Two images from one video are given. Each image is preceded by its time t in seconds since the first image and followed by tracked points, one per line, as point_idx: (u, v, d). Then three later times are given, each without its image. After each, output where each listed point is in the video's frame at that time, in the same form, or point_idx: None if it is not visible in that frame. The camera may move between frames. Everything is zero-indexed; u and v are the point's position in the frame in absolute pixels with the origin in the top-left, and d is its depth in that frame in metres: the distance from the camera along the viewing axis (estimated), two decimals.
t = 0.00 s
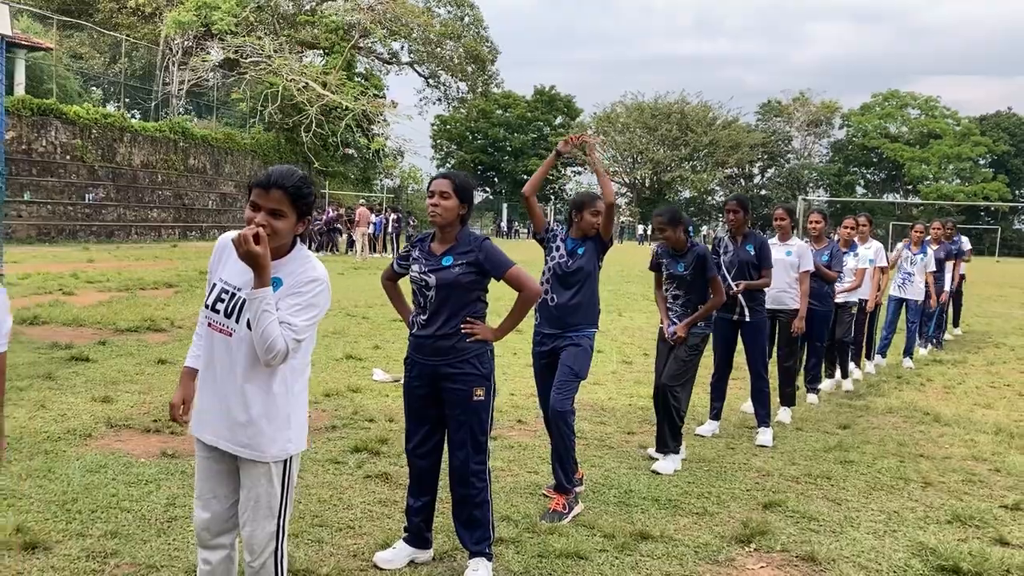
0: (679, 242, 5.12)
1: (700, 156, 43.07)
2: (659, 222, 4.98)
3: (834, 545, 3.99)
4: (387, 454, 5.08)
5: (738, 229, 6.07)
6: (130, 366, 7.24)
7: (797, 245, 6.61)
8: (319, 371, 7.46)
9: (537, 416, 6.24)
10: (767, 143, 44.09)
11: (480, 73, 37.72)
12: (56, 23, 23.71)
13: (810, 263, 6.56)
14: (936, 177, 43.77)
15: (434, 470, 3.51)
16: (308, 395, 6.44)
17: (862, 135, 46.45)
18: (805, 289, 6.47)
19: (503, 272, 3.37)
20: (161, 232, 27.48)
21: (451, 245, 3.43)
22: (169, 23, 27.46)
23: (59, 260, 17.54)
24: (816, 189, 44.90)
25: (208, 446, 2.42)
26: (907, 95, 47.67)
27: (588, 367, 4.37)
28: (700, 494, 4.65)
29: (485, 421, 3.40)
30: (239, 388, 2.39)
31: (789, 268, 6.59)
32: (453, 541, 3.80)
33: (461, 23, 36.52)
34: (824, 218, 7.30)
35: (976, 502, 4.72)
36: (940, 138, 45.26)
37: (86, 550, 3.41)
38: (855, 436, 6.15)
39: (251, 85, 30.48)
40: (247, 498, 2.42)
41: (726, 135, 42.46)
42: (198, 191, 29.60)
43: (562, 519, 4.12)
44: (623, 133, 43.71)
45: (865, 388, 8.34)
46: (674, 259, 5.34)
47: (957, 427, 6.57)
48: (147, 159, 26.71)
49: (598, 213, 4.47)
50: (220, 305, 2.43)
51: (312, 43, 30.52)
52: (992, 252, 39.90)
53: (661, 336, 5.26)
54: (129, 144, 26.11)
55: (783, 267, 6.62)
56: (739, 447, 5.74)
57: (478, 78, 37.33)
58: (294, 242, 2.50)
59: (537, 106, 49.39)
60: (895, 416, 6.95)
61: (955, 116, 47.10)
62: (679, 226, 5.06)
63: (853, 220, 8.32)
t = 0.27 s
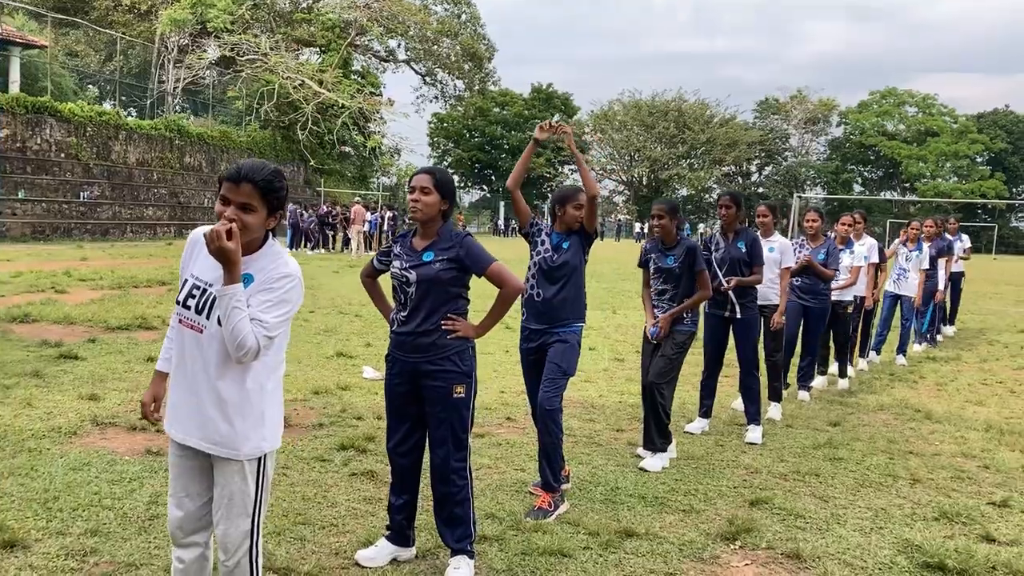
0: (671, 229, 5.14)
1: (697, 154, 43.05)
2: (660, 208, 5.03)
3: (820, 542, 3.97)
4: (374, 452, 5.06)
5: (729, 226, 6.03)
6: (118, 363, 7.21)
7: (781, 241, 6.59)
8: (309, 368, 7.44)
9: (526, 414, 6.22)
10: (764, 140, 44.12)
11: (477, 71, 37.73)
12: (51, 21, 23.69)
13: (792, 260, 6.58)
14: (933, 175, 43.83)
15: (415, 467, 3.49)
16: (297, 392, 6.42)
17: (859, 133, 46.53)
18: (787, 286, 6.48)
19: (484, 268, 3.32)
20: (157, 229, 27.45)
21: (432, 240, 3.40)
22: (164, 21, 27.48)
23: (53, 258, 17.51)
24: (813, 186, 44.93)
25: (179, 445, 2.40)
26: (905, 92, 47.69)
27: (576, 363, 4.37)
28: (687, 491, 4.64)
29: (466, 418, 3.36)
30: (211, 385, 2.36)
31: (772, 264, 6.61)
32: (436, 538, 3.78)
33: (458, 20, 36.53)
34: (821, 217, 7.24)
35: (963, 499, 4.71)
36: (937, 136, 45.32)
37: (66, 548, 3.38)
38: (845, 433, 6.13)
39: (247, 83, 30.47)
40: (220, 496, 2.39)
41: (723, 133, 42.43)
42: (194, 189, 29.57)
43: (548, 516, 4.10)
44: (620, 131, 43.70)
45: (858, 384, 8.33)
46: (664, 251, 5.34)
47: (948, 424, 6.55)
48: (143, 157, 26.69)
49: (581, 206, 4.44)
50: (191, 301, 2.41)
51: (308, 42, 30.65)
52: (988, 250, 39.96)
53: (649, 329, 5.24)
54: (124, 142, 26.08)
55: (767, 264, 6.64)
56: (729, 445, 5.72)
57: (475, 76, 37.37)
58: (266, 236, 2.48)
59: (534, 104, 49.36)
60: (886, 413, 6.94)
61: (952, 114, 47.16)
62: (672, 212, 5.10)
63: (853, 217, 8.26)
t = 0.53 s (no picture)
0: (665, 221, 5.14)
1: (693, 152, 43.00)
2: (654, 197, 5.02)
3: (808, 543, 3.93)
4: (361, 452, 5.00)
5: (719, 223, 5.95)
6: (105, 362, 7.15)
7: (771, 237, 6.53)
8: (298, 367, 7.39)
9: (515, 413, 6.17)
10: (760, 138, 44.13)
11: (473, 68, 37.61)
12: (44, 17, 23.56)
13: (783, 255, 6.53)
14: (929, 172, 43.87)
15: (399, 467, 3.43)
16: (285, 391, 6.36)
17: (855, 131, 46.56)
18: (776, 282, 6.45)
19: (467, 266, 3.24)
20: (152, 227, 27.38)
21: (414, 237, 3.33)
22: (158, 18, 27.43)
23: (44, 256, 17.43)
24: (809, 184, 44.94)
25: (147, 448, 2.34)
26: (901, 90, 47.71)
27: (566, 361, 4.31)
28: (676, 491, 4.60)
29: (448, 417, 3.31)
30: (179, 386, 2.31)
31: (762, 261, 6.55)
32: (419, 540, 3.73)
33: (453, 18, 36.48)
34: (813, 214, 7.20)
35: (954, 498, 4.67)
36: (933, 133, 45.35)
37: (41, 550, 3.33)
38: (837, 431, 6.09)
39: (242, 80, 30.44)
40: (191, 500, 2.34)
41: (719, 130, 42.40)
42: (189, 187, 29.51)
43: (533, 517, 4.04)
44: (616, 129, 43.65)
45: (851, 382, 8.29)
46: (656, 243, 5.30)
47: (940, 422, 6.51)
48: (138, 155, 26.65)
49: (568, 203, 4.39)
50: (158, 300, 2.35)
51: (304, 39, 30.61)
52: (984, 248, 40.01)
53: (638, 324, 5.17)
54: (119, 140, 26.02)
55: (758, 261, 6.57)
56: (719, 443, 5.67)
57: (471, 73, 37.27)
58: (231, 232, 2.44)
59: (531, 101, 49.31)
60: (878, 412, 6.89)
61: (948, 112, 47.19)
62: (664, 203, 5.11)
63: (849, 215, 8.25)
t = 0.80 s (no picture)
0: (661, 215, 5.06)
1: (689, 150, 42.92)
2: (652, 189, 4.92)
3: (800, 546, 3.85)
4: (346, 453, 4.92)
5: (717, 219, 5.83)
6: (90, 362, 7.06)
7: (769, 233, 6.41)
8: (286, 366, 7.30)
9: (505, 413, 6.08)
10: (756, 135, 44.10)
11: (469, 66, 37.56)
12: (37, 15, 23.44)
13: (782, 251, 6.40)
14: (925, 170, 43.90)
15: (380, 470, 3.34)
16: (271, 391, 6.28)
17: (851, 128, 46.61)
18: (775, 279, 6.32)
19: (449, 263, 3.13)
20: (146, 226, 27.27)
21: (395, 233, 3.23)
22: (152, 16, 27.36)
23: (36, 255, 17.31)
24: (805, 181, 44.93)
25: (104, 454, 2.26)
26: (896, 87, 47.76)
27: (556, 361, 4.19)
28: (666, 491, 4.52)
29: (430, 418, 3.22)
30: (138, 387, 2.23)
31: (761, 257, 6.41)
32: (400, 544, 3.64)
33: (449, 15, 36.41)
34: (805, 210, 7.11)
35: (949, 498, 4.60)
36: (928, 130, 45.38)
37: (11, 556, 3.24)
38: (830, 431, 6.01)
39: (237, 78, 30.38)
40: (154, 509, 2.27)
41: (715, 128, 42.33)
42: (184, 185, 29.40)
43: (519, 519, 3.95)
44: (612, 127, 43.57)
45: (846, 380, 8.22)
46: (649, 235, 5.20)
47: (934, 421, 6.44)
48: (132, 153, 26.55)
49: (558, 199, 4.30)
50: (112, 298, 2.27)
51: (298, 36, 30.68)
52: (980, 245, 40.06)
53: (629, 320, 5.08)
54: (113, 138, 25.91)
55: (756, 257, 6.43)
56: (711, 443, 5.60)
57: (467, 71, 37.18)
58: (181, 222, 2.36)
59: (527, 99, 49.22)
60: (873, 410, 6.82)
61: (944, 109, 47.23)
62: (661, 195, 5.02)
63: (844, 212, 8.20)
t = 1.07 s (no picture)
0: (656, 211, 4.96)
1: (685, 147, 42.82)
2: (646, 183, 4.84)
3: (792, 553, 3.74)
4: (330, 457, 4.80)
5: (712, 217, 5.71)
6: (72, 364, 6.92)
7: (768, 232, 6.26)
8: (273, 367, 7.18)
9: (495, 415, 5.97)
10: (752, 132, 44.02)
11: (464, 63, 37.43)
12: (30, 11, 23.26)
13: (781, 250, 6.26)
14: (921, 166, 43.88)
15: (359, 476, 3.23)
16: (256, 393, 6.16)
17: (848, 125, 46.59)
18: (774, 278, 6.16)
19: (428, 264, 3.00)
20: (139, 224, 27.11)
21: (373, 233, 3.08)
22: (145, 12, 27.22)
23: (26, 253, 17.15)
24: (801, 178, 44.86)
25: (46, 468, 2.21)
26: (893, 84, 47.76)
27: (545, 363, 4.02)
28: (656, 496, 4.41)
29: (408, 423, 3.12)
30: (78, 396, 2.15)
31: (759, 256, 6.27)
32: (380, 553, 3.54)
33: (444, 13, 36.25)
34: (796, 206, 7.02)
35: (946, 502, 4.49)
36: (925, 127, 45.35)
37: None
38: (825, 432, 5.91)
39: (231, 75, 30.30)
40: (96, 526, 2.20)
41: (711, 125, 42.20)
42: (177, 182, 29.24)
43: (504, 526, 3.83)
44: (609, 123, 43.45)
45: (842, 379, 8.10)
46: (644, 230, 5.07)
47: (930, 421, 6.34)
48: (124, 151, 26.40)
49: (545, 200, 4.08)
50: (57, 300, 2.21)
51: (293, 33, 30.73)
52: (976, 242, 40.05)
53: (619, 317, 4.96)
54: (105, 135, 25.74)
55: (755, 255, 6.29)
56: (705, 444, 5.49)
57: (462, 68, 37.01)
58: (127, 215, 2.27)
59: (523, 96, 49.13)
60: (868, 410, 6.72)
61: (940, 106, 47.20)
62: (655, 190, 4.96)
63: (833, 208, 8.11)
